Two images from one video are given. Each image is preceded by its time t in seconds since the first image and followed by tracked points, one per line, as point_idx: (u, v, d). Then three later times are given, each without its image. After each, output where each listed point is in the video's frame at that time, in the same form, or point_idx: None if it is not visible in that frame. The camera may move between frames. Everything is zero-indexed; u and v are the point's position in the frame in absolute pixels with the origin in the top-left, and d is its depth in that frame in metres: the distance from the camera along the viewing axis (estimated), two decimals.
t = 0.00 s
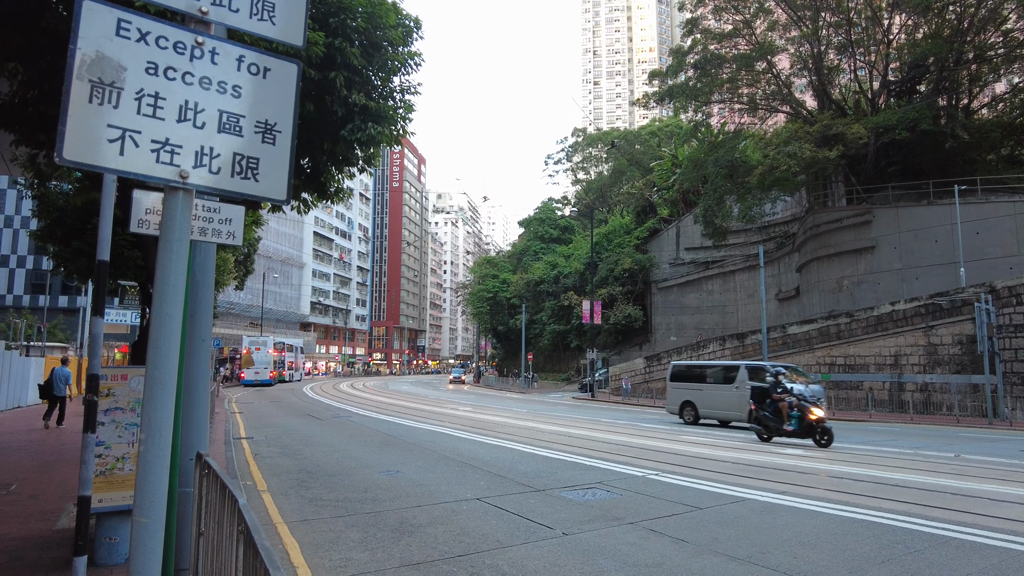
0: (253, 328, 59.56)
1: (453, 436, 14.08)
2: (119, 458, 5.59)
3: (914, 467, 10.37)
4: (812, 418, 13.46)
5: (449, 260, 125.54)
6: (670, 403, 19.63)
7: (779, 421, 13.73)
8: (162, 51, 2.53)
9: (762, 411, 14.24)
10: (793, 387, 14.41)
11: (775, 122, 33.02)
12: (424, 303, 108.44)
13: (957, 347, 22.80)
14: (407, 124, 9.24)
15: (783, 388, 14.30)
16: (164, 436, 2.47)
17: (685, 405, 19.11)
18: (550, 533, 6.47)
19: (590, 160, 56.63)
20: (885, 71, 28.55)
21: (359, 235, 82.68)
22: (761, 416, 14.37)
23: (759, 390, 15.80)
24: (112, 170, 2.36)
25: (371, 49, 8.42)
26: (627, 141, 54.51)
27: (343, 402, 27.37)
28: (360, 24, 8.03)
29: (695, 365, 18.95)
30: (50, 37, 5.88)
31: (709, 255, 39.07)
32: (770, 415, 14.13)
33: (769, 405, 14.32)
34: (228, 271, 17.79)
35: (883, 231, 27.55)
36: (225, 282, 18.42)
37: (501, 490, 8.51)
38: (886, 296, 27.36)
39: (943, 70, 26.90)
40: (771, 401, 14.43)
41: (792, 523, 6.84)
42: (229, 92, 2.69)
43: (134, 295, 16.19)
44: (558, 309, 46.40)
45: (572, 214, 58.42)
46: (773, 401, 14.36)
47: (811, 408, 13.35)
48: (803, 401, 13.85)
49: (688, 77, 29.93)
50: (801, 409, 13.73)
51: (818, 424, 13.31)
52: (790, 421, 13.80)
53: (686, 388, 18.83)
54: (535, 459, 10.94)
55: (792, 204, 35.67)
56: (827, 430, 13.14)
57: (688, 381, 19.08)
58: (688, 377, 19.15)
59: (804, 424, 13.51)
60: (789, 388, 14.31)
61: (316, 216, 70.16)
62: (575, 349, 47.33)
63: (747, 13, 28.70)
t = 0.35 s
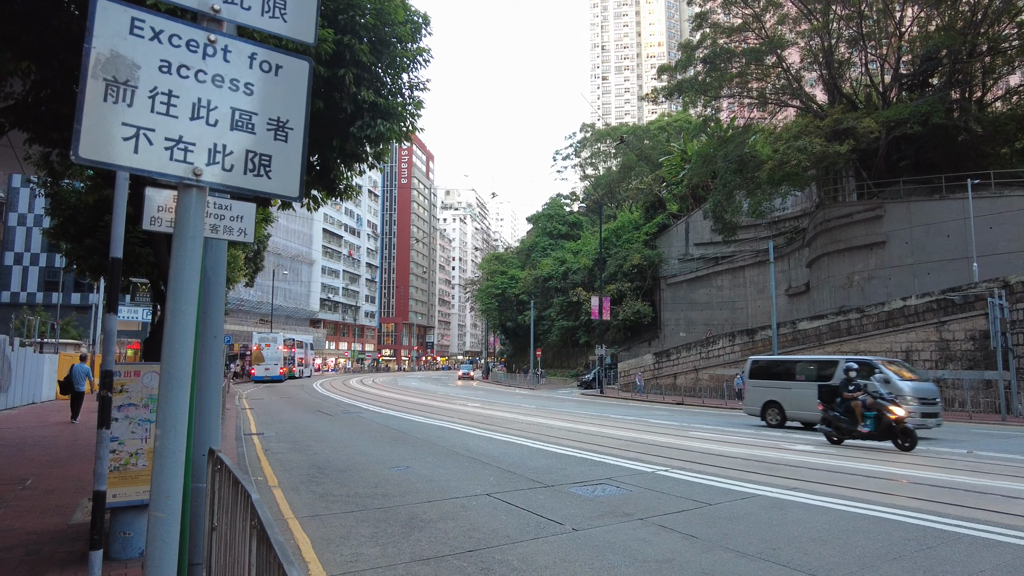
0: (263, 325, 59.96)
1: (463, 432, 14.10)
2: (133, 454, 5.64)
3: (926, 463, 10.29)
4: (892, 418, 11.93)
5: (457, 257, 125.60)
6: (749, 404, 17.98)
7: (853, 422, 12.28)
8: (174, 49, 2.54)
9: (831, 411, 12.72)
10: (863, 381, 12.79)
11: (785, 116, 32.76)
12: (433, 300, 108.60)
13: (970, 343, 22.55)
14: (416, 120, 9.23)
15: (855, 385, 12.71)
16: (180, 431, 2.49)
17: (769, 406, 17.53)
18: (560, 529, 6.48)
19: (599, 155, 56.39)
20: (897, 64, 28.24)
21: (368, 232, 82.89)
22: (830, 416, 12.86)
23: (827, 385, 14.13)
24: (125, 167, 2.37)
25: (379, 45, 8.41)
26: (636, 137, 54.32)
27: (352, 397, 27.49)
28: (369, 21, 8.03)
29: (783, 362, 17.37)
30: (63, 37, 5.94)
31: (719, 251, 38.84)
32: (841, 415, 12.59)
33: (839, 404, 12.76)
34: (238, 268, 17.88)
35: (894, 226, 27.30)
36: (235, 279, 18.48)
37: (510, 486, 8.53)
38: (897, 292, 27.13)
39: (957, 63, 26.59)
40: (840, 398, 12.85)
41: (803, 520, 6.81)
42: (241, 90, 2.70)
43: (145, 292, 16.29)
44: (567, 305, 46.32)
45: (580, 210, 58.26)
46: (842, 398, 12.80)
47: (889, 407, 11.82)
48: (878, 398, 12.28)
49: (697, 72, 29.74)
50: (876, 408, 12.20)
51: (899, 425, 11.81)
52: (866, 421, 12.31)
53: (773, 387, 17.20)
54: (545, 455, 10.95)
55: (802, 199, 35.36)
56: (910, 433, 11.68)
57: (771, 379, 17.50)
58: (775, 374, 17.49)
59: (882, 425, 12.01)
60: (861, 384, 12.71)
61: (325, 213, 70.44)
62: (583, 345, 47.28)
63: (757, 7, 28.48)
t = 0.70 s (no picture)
0: (272, 322, 60.29)
1: (472, 428, 14.14)
2: (146, 450, 5.67)
3: (936, 460, 10.26)
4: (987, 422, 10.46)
5: (464, 254, 125.73)
6: (845, 406, 15.65)
7: (937, 425, 10.92)
8: (187, 48, 2.55)
9: (912, 411, 11.42)
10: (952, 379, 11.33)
11: (794, 111, 32.55)
12: (440, 297, 108.80)
13: (981, 340, 22.39)
14: (423, 117, 9.22)
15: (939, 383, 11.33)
16: (194, 427, 2.51)
17: (868, 409, 15.25)
18: (569, 525, 6.49)
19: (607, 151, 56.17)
20: (907, 58, 27.98)
21: (375, 229, 83.14)
22: (911, 416, 11.52)
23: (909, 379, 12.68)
24: (139, 167, 2.40)
25: (387, 42, 8.41)
26: (644, 132, 54.11)
27: (362, 394, 27.56)
28: (377, 18, 8.01)
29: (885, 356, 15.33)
30: (74, 35, 5.97)
31: (727, 247, 38.68)
32: (924, 416, 11.25)
33: (922, 403, 11.43)
34: (248, 265, 17.95)
35: (905, 221, 27.04)
36: (245, 276, 18.56)
37: (519, 482, 8.56)
38: (907, 288, 26.96)
39: (968, 57, 26.35)
40: (924, 397, 11.51)
41: (812, 516, 6.80)
42: (254, 88, 2.70)
43: (155, 289, 16.39)
44: (575, 302, 46.33)
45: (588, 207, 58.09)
46: (926, 397, 11.39)
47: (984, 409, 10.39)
48: (970, 398, 10.80)
49: (705, 67, 29.62)
50: (970, 409, 10.73)
51: (995, 430, 10.34)
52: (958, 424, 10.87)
53: (875, 386, 15.01)
54: (553, 451, 10.98)
55: (811, 195, 35.12)
56: (1009, 439, 10.22)
57: (874, 377, 15.29)
58: (875, 371, 15.37)
59: (975, 430, 10.57)
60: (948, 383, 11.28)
61: (333, 210, 70.70)
62: (591, 341, 47.29)
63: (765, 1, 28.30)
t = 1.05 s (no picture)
0: (280, 320, 60.57)
1: (480, 426, 14.16)
2: (157, 448, 5.68)
3: (947, 458, 10.20)
4: None
5: (472, 252, 125.78)
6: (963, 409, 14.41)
7: None
8: (201, 48, 2.57)
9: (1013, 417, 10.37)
10: None
11: (803, 107, 32.34)
12: (448, 295, 108.90)
13: (993, 337, 22.20)
14: (432, 116, 9.22)
15: None
16: (208, 427, 2.52)
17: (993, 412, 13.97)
18: (579, 523, 6.49)
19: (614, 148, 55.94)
20: (918, 53, 27.72)
21: (383, 228, 83.34)
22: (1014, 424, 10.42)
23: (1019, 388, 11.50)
24: (153, 166, 2.41)
25: (395, 40, 8.39)
26: (652, 130, 53.93)
27: (371, 392, 27.65)
28: (385, 17, 7.99)
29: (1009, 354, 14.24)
30: (86, 37, 6.02)
31: (736, 244, 38.49)
32: None
33: None
34: (257, 264, 18.06)
35: (915, 218, 26.82)
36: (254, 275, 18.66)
37: (528, 480, 8.58)
38: (918, 286, 26.75)
39: (979, 51, 26.10)
40: None
41: (823, 515, 6.77)
42: (265, 87, 2.70)
43: (165, 287, 16.51)
44: (583, 300, 46.26)
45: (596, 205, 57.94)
46: None
47: None
48: None
49: (713, 64, 29.44)
50: None
51: None
52: None
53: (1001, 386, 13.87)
54: (561, 449, 10.98)
55: (821, 192, 34.88)
56: None
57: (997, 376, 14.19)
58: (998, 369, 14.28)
59: None
60: None
61: (341, 209, 70.91)
62: (599, 339, 47.22)
63: None
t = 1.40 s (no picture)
0: (291, 319, 60.91)
1: (489, 425, 14.17)
2: (170, 445, 5.72)
3: (960, 457, 10.10)
4: None
5: (481, 250, 125.86)
6: None
7: None
8: (213, 45, 2.57)
9: None
10: None
11: (814, 104, 32.09)
12: (458, 294, 109.03)
13: (1008, 335, 21.89)
14: (441, 115, 9.20)
15: None
16: (221, 422, 2.52)
17: None
18: (589, 521, 6.48)
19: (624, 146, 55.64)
20: (931, 48, 27.42)
21: (393, 227, 83.64)
22: None
23: None
24: (166, 164, 2.42)
25: (405, 38, 8.39)
26: (661, 127, 53.71)
27: (381, 390, 27.77)
28: (395, 15, 7.96)
29: None
30: (98, 36, 6.05)
31: (747, 242, 38.27)
32: None
33: None
34: (268, 263, 18.18)
35: (928, 215, 26.54)
36: (265, 274, 18.77)
37: (539, 477, 8.57)
38: (931, 283, 26.47)
39: (994, 46, 25.77)
40: None
41: (835, 513, 6.71)
42: (277, 84, 2.70)
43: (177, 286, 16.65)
44: (592, 298, 46.16)
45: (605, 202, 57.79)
46: None
47: None
48: None
49: (723, 61, 29.24)
50: None
51: None
52: None
53: None
54: (571, 447, 10.97)
55: (832, 188, 34.58)
56: None
57: None
58: None
59: None
60: None
61: (351, 208, 71.17)
62: (608, 337, 47.11)
63: None
